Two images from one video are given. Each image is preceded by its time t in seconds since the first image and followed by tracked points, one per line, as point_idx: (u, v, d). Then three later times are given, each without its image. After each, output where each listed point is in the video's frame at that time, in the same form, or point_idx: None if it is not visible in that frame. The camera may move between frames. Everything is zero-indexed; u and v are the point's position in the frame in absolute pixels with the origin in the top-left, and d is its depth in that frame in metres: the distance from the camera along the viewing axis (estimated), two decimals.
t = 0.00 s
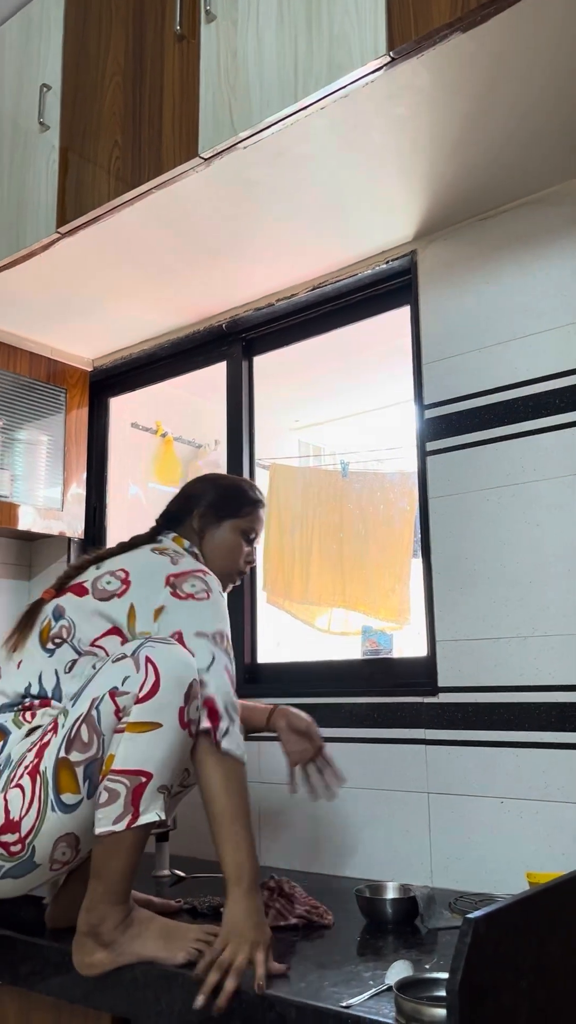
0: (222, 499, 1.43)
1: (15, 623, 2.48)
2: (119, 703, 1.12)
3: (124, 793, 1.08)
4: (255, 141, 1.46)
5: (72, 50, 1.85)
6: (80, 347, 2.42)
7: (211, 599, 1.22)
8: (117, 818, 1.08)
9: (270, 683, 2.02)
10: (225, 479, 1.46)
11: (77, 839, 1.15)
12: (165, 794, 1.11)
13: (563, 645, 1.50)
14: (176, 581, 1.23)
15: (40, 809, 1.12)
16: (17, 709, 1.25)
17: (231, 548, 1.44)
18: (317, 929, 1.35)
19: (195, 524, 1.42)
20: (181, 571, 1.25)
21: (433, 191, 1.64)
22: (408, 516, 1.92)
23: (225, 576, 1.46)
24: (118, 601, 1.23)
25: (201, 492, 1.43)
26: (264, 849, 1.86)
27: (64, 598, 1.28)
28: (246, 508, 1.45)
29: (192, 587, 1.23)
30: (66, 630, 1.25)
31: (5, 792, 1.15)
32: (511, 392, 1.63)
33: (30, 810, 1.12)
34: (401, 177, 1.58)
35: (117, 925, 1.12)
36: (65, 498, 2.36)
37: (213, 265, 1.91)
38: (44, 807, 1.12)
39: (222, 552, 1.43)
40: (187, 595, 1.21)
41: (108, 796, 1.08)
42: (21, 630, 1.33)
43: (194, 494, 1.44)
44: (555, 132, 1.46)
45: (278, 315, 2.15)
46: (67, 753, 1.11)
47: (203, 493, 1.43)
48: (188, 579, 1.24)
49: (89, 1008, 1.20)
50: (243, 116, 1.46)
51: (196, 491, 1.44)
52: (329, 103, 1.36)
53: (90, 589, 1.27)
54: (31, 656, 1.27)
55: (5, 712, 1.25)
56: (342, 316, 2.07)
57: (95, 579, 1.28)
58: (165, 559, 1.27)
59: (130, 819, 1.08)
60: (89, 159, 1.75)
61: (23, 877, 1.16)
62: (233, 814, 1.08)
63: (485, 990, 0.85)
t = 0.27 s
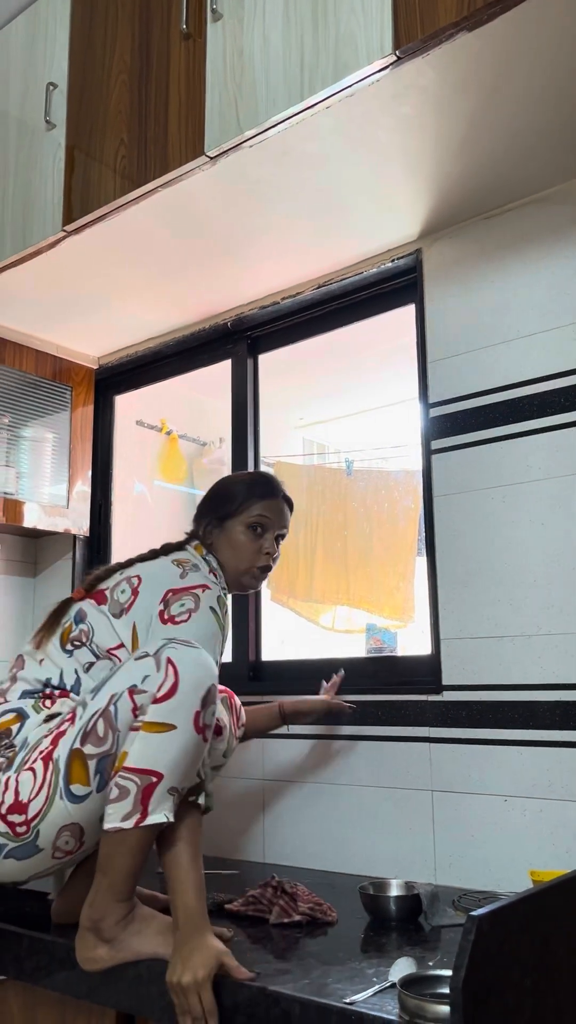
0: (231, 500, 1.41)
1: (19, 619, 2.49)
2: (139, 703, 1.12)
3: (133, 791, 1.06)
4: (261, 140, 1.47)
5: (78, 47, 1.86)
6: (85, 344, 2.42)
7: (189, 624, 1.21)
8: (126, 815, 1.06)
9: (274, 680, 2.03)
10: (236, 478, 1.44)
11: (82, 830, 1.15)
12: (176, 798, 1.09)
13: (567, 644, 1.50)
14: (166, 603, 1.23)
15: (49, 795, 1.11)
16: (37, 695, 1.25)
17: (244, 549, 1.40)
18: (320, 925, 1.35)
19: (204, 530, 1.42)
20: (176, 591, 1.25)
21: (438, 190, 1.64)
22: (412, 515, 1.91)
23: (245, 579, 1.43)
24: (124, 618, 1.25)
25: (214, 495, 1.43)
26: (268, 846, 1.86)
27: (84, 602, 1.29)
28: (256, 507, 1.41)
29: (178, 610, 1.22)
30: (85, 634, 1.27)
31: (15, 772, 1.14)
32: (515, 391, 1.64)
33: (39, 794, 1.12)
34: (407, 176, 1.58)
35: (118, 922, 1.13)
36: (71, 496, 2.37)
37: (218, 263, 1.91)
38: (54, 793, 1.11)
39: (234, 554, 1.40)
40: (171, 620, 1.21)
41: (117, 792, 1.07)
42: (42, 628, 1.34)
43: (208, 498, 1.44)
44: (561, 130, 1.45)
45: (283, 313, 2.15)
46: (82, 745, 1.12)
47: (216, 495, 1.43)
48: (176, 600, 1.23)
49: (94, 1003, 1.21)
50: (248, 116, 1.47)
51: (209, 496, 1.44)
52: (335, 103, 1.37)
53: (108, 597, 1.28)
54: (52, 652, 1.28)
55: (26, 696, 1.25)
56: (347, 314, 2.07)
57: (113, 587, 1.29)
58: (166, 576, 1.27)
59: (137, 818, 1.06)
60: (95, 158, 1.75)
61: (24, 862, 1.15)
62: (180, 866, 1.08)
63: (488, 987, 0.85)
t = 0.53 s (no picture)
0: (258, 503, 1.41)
1: (22, 615, 2.49)
2: (150, 698, 1.12)
3: (141, 786, 1.06)
4: (264, 136, 1.46)
5: (82, 43, 1.86)
6: (88, 341, 2.42)
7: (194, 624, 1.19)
8: (132, 810, 1.06)
9: (277, 677, 2.03)
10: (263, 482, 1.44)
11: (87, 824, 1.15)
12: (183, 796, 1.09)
13: (569, 641, 1.50)
14: (173, 603, 1.23)
15: (58, 786, 1.12)
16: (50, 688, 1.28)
17: (266, 553, 1.40)
18: (322, 921, 1.36)
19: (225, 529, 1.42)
20: (182, 590, 1.24)
21: (441, 186, 1.63)
22: (415, 512, 1.92)
23: (261, 586, 1.42)
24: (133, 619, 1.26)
25: (239, 497, 1.43)
26: (270, 842, 1.86)
27: (98, 601, 1.31)
28: (284, 512, 1.41)
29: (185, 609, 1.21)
30: (97, 633, 1.28)
31: (27, 763, 1.15)
32: (518, 388, 1.63)
33: (48, 785, 1.12)
34: (410, 172, 1.58)
35: (119, 917, 1.13)
36: (74, 493, 2.38)
37: (221, 260, 1.91)
38: (62, 785, 1.12)
39: (255, 557, 1.40)
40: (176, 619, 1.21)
41: (126, 787, 1.07)
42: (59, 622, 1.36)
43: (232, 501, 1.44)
44: (565, 127, 1.45)
45: (287, 310, 2.15)
46: (93, 737, 1.11)
47: (242, 497, 1.43)
48: (183, 599, 1.22)
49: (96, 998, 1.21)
50: (251, 112, 1.47)
51: (234, 498, 1.44)
52: (338, 98, 1.36)
53: (121, 597, 1.29)
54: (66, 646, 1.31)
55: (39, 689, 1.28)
56: (350, 311, 2.07)
57: (126, 587, 1.30)
58: (176, 576, 1.26)
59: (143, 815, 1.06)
60: (98, 154, 1.75)
61: (30, 853, 1.16)
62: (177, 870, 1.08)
63: (488, 983, 0.85)
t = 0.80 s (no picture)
0: (297, 526, 1.39)
1: (24, 610, 2.49)
2: (135, 701, 1.11)
3: (124, 789, 1.05)
4: (266, 128, 1.46)
5: (83, 36, 1.85)
6: (90, 335, 2.42)
7: (194, 620, 1.16)
8: (118, 812, 1.05)
9: (278, 672, 2.03)
10: (302, 502, 1.42)
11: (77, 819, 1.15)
12: (171, 799, 1.07)
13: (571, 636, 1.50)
14: (176, 598, 1.20)
15: (45, 781, 1.12)
16: (49, 680, 1.28)
17: (297, 577, 1.40)
18: (323, 915, 1.36)
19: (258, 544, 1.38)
20: (186, 584, 1.21)
21: (443, 179, 1.63)
22: (417, 506, 1.91)
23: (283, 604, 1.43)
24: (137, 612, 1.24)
25: (277, 512, 1.40)
26: (270, 836, 1.86)
27: (102, 596, 1.30)
28: (321, 541, 1.41)
29: (189, 604, 1.18)
30: (99, 626, 1.27)
31: (17, 756, 1.16)
32: (521, 382, 1.63)
33: (36, 779, 1.13)
34: (412, 165, 1.57)
35: (110, 914, 1.13)
36: (75, 488, 2.37)
37: (223, 253, 1.91)
38: (50, 780, 1.12)
39: (286, 579, 1.40)
40: (176, 614, 1.18)
41: (110, 789, 1.06)
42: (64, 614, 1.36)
43: (266, 513, 1.40)
44: (568, 119, 1.44)
45: (288, 304, 2.14)
46: (80, 738, 1.11)
47: (280, 513, 1.39)
48: (186, 595, 1.19)
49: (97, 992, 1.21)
50: (253, 104, 1.46)
51: (269, 511, 1.40)
52: (341, 90, 1.36)
53: (124, 592, 1.27)
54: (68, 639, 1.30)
55: (38, 681, 1.28)
56: (352, 305, 2.06)
57: (130, 582, 1.28)
58: (183, 572, 1.24)
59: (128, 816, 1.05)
60: (99, 147, 1.75)
61: (21, 844, 1.17)
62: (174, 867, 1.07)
63: (488, 978, 0.85)
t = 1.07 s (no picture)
0: (311, 537, 1.39)
1: (27, 607, 2.50)
2: (101, 719, 1.09)
3: (80, 814, 1.03)
4: (269, 124, 1.45)
5: (86, 32, 1.85)
6: (93, 332, 2.42)
7: (202, 619, 1.14)
8: (74, 841, 1.03)
9: (281, 669, 2.03)
10: (314, 512, 1.42)
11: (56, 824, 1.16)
12: (130, 833, 1.03)
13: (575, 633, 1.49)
14: (182, 597, 1.18)
15: (22, 780, 1.14)
16: (47, 675, 1.28)
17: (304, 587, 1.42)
18: (325, 912, 1.36)
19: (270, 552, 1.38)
20: (192, 584, 1.19)
21: (448, 175, 1.62)
22: (421, 503, 1.91)
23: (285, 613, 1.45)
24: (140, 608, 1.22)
25: (291, 521, 1.39)
26: (273, 833, 1.86)
27: (103, 588, 1.30)
28: (329, 554, 1.43)
29: (195, 603, 1.16)
30: (98, 618, 1.26)
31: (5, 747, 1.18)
32: (525, 379, 1.62)
33: (17, 775, 1.14)
34: (416, 161, 1.57)
35: (76, 948, 1.07)
36: (79, 485, 2.37)
37: (226, 249, 1.90)
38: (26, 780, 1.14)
39: (294, 589, 1.41)
40: (183, 613, 1.16)
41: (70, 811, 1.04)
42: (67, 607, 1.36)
43: (280, 521, 1.39)
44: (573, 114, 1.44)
45: (292, 300, 2.14)
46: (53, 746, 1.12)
47: (295, 522, 1.39)
48: (192, 594, 1.18)
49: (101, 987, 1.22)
50: (257, 100, 1.46)
51: (284, 519, 1.39)
52: (345, 85, 1.35)
53: (126, 585, 1.26)
54: (67, 632, 1.30)
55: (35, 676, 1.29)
56: (356, 302, 2.06)
57: (132, 577, 1.27)
58: (189, 571, 1.23)
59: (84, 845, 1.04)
60: (102, 143, 1.75)
61: (3, 833, 1.19)
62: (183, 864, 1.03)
63: (492, 975, 0.85)
